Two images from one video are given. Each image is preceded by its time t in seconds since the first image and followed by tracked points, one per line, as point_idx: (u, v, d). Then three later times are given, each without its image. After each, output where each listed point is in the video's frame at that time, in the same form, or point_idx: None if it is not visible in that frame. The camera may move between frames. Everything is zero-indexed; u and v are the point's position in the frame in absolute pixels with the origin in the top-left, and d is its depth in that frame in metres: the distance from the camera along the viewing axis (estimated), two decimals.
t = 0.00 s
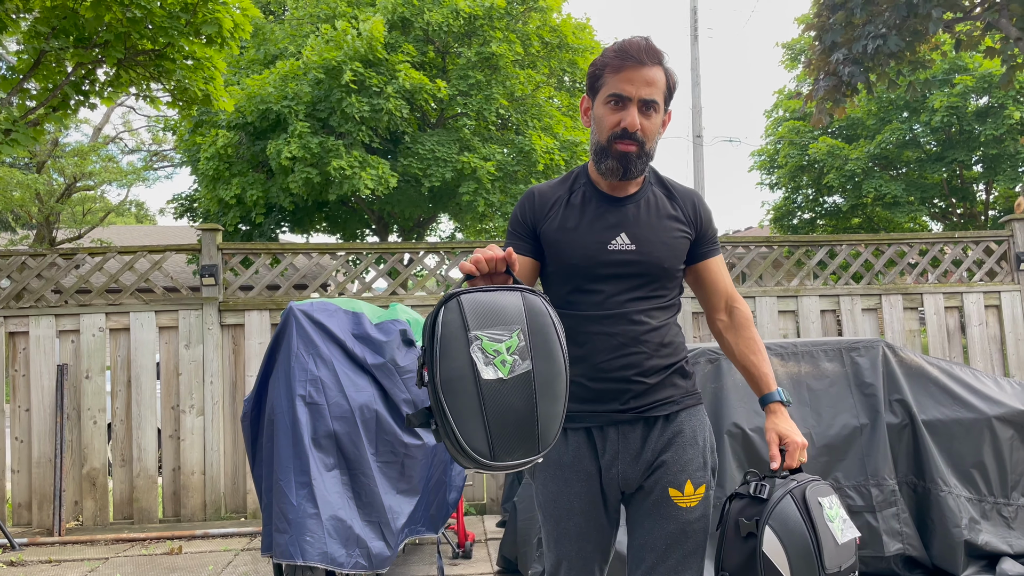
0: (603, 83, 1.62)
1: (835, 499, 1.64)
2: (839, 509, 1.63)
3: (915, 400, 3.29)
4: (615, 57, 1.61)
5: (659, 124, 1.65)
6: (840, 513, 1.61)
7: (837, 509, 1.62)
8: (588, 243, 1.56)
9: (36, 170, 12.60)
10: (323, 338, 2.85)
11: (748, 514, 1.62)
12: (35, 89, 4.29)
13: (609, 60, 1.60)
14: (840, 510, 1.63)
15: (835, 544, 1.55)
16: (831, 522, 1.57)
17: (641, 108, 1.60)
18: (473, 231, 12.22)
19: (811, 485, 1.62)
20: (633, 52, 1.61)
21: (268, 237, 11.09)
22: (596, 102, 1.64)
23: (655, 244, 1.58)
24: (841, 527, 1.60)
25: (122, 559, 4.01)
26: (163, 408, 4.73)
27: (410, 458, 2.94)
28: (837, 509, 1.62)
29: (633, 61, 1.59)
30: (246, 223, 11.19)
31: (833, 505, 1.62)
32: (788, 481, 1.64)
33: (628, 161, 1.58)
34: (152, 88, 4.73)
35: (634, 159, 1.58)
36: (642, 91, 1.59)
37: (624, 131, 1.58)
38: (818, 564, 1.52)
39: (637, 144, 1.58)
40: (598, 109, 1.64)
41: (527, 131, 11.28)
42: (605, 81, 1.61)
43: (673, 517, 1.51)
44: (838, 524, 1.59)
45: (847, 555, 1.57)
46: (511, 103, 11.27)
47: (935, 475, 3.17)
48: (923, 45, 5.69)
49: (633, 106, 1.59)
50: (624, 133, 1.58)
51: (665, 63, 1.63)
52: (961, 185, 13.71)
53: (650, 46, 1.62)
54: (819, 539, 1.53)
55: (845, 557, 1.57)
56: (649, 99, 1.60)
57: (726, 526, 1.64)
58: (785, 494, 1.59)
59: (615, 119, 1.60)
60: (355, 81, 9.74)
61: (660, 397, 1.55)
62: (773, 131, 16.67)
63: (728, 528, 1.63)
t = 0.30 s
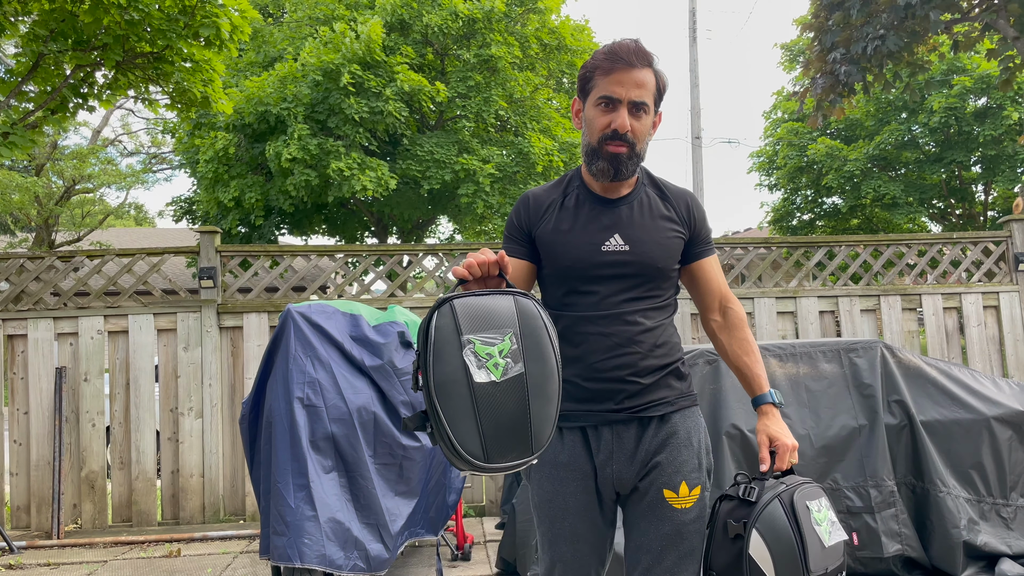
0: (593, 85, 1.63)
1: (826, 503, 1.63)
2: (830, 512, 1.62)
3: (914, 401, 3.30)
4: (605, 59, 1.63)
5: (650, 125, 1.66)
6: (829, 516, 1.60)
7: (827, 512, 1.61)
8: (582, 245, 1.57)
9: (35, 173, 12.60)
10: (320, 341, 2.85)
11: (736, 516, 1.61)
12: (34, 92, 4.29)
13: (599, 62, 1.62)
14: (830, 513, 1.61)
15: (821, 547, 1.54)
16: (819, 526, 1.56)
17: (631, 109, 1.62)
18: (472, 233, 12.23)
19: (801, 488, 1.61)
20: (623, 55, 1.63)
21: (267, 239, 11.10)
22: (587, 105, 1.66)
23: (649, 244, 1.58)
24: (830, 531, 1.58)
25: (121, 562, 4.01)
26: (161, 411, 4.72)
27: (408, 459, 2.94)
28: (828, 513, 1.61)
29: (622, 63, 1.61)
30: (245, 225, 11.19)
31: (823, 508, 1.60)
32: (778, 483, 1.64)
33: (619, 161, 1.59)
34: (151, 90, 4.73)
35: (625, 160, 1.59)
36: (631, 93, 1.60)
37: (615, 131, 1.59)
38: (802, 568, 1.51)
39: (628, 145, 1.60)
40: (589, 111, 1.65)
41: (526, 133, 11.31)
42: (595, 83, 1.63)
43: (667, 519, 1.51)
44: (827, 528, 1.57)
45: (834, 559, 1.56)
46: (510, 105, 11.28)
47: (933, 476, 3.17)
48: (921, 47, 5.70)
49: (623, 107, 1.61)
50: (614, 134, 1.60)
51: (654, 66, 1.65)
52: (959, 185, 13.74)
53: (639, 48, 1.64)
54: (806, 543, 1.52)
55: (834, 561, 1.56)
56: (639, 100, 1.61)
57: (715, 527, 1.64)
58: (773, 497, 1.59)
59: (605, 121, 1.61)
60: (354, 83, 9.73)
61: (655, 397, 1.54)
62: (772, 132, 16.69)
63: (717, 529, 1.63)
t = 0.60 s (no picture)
0: (579, 90, 1.65)
1: (810, 497, 1.63)
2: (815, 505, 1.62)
3: (914, 400, 3.30)
4: (591, 64, 1.63)
5: (634, 129, 1.67)
6: (813, 511, 1.60)
7: (811, 506, 1.61)
8: (566, 246, 1.59)
9: (35, 173, 12.60)
10: (320, 341, 2.85)
11: (720, 511, 1.60)
12: (33, 92, 4.28)
13: (585, 67, 1.63)
14: (815, 507, 1.61)
15: (804, 541, 1.55)
16: (802, 520, 1.56)
17: (616, 113, 1.63)
18: (472, 233, 12.24)
19: (784, 484, 1.61)
20: (609, 60, 1.63)
21: (267, 239, 11.11)
22: (573, 108, 1.67)
23: (632, 243, 1.59)
24: (815, 525, 1.58)
25: (121, 562, 4.01)
26: (161, 411, 4.72)
27: (408, 459, 2.94)
28: (812, 507, 1.61)
29: (608, 68, 1.62)
30: (245, 225, 11.20)
31: (807, 503, 1.60)
32: (761, 478, 1.64)
33: (604, 163, 1.59)
34: (150, 91, 4.73)
35: (609, 161, 1.60)
36: (616, 97, 1.61)
37: (599, 134, 1.60)
38: (786, 562, 1.50)
39: (612, 147, 1.60)
40: (575, 114, 1.66)
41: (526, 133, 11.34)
42: (580, 87, 1.64)
43: (652, 514, 1.51)
44: (811, 523, 1.57)
45: (819, 553, 1.56)
46: (509, 104, 11.28)
47: (933, 475, 3.17)
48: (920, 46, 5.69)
49: (608, 111, 1.62)
50: (599, 136, 1.60)
51: (639, 71, 1.66)
52: (959, 184, 13.75)
53: (624, 54, 1.65)
54: (788, 537, 1.52)
55: (818, 555, 1.56)
56: (624, 105, 1.62)
57: (699, 524, 1.63)
58: (756, 492, 1.58)
59: (591, 123, 1.62)
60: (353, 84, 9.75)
61: (637, 393, 1.54)
62: (771, 132, 16.68)
63: (701, 526, 1.62)
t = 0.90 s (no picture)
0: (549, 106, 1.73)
1: (782, 485, 1.64)
2: (785, 494, 1.63)
3: (914, 397, 3.29)
4: (557, 81, 1.72)
5: (603, 138, 1.76)
6: (783, 496, 1.61)
7: (782, 494, 1.62)
8: (545, 249, 1.69)
9: (34, 172, 12.56)
10: (321, 340, 2.85)
11: (691, 498, 1.66)
12: (33, 91, 4.29)
13: (552, 85, 1.71)
14: (785, 494, 1.63)
15: (772, 525, 1.57)
16: (769, 504, 1.59)
17: (586, 125, 1.72)
18: (471, 232, 12.24)
19: (753, 470, 1.64)
20: (574, 76, 1.72)
21: (267, 238, 11.10)
22: (544, 123, 1.76)
23: (607, 244, 1.67)
24: (783, 511, 1.60)
25: (122, 561, 4.01)
26: (162, 410, 4.72)
27: (409, 458, 2.95)
28: (782, 494, 1.62)
29: (574, 84, 1.70)
30: (245, 225, 11.19)
31: (776, 488, 1.62)
32: (731, 465, 1.68)
33: (579, 173, 1.70)
34: (150, 90, 4.73)
35: (583, 171, 1.70)
36: (585, 111, 1.70)
37: (572, 147, 1.70)
38: (751, 542, 1.54)
39: (585, 157, 1.70)
40: (547, 129, 1.74)
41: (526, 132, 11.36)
42: (550, 104, 1.73)
43: (629, 505, 1.57)
44: (779, 508, 1.59)
45: (790, 537, 1.57)
46: (510, 103, 11.28)
47: (934, 473, 3.16)
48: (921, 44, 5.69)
49: (578, 124, 1.70)
50: (572, 149, 1.70)
51: (603, 84, 1.75)
52: (960, 183, 13.74)
53: (587, 69, 1.73)
54: (754, 520, 1.56)
55: (787, 540, 1.56)
56: (592, 117, 1.71)
57: (673, 511, 1.68)
58: (722, 478, 1.63)
59: (563, 137, 1.71)
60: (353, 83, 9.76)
61: (612, 391, 1.63)
62: (771, 130, 16.68)
63: (673, 513, 1.67)
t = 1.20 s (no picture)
0: (530, 116, 1.75)
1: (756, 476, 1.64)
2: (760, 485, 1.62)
3: (914, 395, 3.29)
4: (537, 92, 1.73)
5: (584, 144, 1.79)
6: (758, 488, 1.61)
7: (756, 485, 1.62)
8: (532, 252, 1.72)
9: (36, 170, 12.57)
10: (323, 337, 2.86)
11: (671, 485, 1.64)
12: (35, 89, 4.29)
13: (532, 96, 1.73)
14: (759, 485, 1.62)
15: (748, 516, 1.56)
16: (744, 495, 1.58)
17: (567, 133, 1.74)
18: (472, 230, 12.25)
19: (730, 460, 1.63)
20: (553, 86, 1.73)
21: (269, 236, 11.11)
22: (527, 132, 1.78)
23: (592, 246, 1.69)
24: (757, 503, 1.59)
25: (124, 558, 4.02)
26: (163, 407, 4.73)
27: (411, 455, 2.96)
28: (757, 485, 1.62)
29: (554, 95, 1.72)
30: (247, 222, 11.20)
31: (752, 479, 1.61)
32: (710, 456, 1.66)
33: (562, 179, 1.71)
34: (151, 87, 4.73)
35: (566, 177, 1.72)
36: (565, 120, 1.72)
37: (554, 155, 1.72)
38: (725, 531, 1.53)
39: (568, 164, 1.72)
40: (529, 138, 1.77)
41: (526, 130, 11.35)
42: (531, 114, 1.74)
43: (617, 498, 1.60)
44: (753, 499, 1.59)
45: (763, 528, 1.57)
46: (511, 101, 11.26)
47: (935, 470, 3.16)
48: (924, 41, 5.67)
49: (560, 133, 1.73)
50: (554, 157, 1.72)
51: (581, 92, 1.77)
52: (961, 181, 13.73)
53: (565, 79, 1.75)
54: (731, 511, 1.55)
55: (759, 531, 1.56)
56: (573, 125, 1.74)
57: (652, 496, 1.67)
58: (702, 468, 1.61)
59: (545, 145, 1.73)
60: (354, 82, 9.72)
61: (597, 387, 1.65)
62: (773, 128, 16.66)
63: (652, 499, 1.66)
